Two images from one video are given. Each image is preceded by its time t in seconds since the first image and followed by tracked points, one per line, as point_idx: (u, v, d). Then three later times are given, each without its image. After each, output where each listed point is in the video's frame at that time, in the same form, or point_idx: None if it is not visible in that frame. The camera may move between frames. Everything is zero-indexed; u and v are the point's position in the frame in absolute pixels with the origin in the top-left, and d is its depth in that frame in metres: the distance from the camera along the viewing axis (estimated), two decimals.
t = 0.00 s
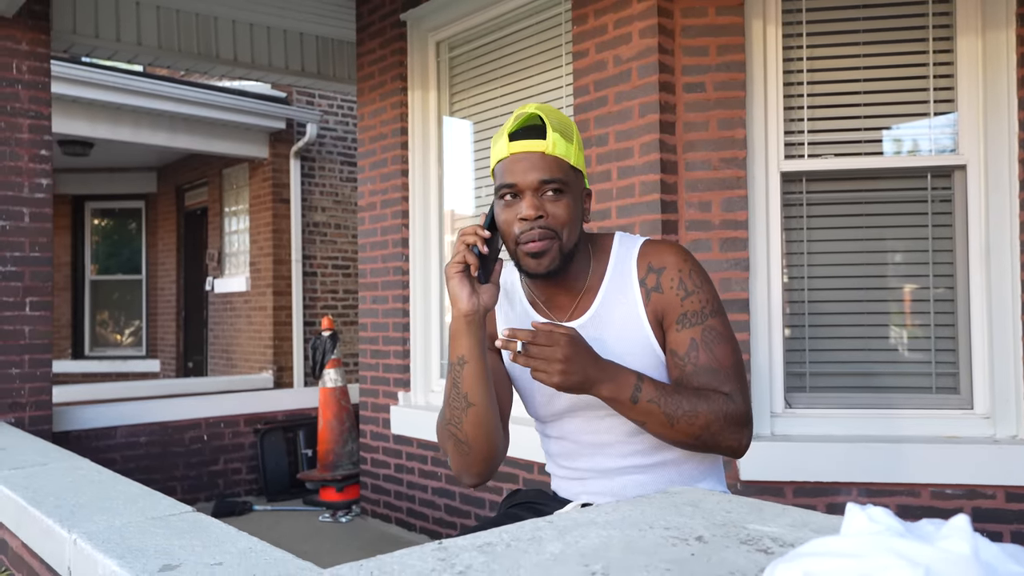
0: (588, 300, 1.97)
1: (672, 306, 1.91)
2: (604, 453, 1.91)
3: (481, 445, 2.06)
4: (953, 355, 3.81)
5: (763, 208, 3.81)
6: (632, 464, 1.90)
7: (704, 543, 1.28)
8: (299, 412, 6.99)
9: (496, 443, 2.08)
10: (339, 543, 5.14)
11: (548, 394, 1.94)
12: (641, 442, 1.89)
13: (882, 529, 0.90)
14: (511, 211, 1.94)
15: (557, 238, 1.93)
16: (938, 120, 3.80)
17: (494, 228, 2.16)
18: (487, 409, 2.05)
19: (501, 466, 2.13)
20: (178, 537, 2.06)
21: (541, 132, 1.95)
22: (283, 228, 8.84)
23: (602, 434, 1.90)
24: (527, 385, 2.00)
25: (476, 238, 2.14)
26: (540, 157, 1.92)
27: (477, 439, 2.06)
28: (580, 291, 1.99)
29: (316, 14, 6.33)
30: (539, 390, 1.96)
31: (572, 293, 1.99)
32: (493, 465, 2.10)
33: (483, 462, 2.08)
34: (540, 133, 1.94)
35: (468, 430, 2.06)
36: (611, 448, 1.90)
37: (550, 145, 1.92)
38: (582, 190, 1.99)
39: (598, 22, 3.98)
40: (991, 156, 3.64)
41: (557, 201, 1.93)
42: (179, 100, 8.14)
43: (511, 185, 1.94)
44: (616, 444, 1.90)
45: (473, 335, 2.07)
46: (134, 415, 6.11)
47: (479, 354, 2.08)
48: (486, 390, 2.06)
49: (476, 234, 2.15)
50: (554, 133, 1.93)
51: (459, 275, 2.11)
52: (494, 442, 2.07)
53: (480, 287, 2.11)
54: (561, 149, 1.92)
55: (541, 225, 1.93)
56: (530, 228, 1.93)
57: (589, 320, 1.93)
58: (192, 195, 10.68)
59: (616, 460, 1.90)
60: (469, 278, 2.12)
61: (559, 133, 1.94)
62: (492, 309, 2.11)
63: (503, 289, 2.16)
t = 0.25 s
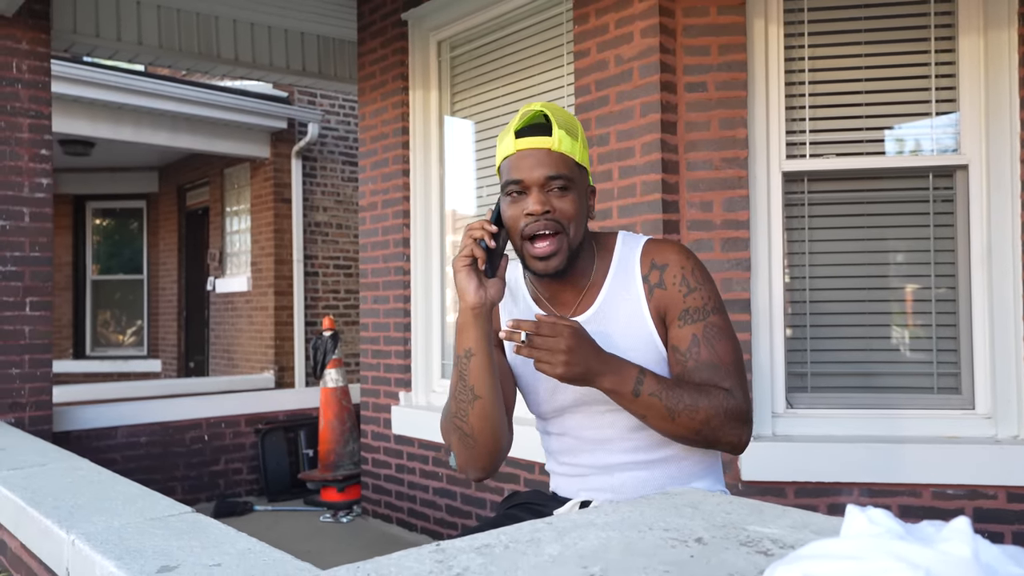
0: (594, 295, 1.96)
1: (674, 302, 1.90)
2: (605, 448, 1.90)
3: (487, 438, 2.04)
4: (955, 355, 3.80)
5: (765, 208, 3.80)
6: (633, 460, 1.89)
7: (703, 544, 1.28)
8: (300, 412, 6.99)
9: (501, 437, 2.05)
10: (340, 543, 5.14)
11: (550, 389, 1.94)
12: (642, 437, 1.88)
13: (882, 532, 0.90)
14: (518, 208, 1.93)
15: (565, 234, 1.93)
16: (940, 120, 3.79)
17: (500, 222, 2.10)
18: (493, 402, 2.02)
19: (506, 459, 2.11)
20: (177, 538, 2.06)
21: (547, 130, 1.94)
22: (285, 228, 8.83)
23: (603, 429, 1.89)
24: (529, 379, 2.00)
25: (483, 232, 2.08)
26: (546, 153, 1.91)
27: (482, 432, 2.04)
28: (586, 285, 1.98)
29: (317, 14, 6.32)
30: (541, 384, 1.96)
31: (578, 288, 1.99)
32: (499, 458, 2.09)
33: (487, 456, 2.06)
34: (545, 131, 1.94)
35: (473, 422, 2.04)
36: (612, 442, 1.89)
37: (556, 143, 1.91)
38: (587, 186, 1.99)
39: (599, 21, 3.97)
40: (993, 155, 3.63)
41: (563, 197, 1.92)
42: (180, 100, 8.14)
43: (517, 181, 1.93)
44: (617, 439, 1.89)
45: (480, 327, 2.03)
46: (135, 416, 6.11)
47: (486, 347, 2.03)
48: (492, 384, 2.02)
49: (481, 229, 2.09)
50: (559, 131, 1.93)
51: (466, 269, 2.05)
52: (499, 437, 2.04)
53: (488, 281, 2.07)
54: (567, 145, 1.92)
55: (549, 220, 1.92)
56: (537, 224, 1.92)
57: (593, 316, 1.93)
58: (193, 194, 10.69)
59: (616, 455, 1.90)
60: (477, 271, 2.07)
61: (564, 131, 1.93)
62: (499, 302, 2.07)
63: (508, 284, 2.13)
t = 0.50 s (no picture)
0: (592, 295, 1.96)
1: (673, 301, 1.89)
2: (604, 444, 1.89)
3: (479, 426, 2.07)
4: (956, 355, 3.79)
5: (765, 208, 3.79)
6: (632, 456, 1.88)
7: (701, 546, 1.28)
8: (300, 411, 6.98)
9: (496, 424, 2.08)
10: (339, 543, 5.13)
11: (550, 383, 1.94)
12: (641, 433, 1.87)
13: (882, 534, 0.89)
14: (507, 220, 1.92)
15: (550, 252, 1.90)
16: (941, 119, 3.78)
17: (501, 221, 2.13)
18: (483, 390, 2.06)
19: (505, 448, 2.13)
20: (174, 539, 2.05)
21: (544, 145, 1.87)
22: (284, 228, 8.82)
23: (602, 424, 1.88)
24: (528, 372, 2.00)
25: (479, 230, 2.11)
26: (538, 172, 1.86)
27: (475, 420, 2.06)
28: (582, 288, 1.99)
29: (316, 13, 6.31)
30: (541, 378, 1.96)
31: (575, 290, 1.99)
32: (495, 447, 2.10)
33: (483, 443, 2.08)
34: (543, 147, 1.87)
35: (467, 410, 2.07)
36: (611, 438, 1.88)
37: (549, 164, 1.85)
38: (587, 200, 1.92)
39: (599, 20, 3.96)
40: (993, 154, 3.62)
41: (551, 217, 1.88)
42: (179, 99, 8.13)
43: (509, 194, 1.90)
44: (616, 435, 1.88)
45: (468, 318, 2.08)
46: (134, 416, 6.10)
47: (476, 335, 2.08)
48: (483, 371, 2.06)
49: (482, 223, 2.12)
50: (555, 149, 1.85)
51: (460, 263, 2.12)
52: (492, 423, 2.07)
53: (480, 274, 2.12)
54: (560, 167, 1.85)
55: (535, 238, 1.90)
56: (522, 239, 1.91)
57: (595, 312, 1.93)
58: (193, 194, 10.68)
59: (614, 451, 1.89)
60: (470, 265, 2.12)
61: (561, 147, 1.86)
62: (491, 294, 2.12)
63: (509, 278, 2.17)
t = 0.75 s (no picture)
0: (594, 293, 1.96)
1: (675, 294, 1.88)
2: (604, 441, 1.88)
3: (478, 412, 2.09)
4: (955, 355, 3.79)
5: (764, 207, 3.78)
6: (632, 455, 1.87)
7: (699, 548, 1.28)
8: (300, 411, 6.97)
9: (497, 412, 2.10)
10: (339, 543, 5.13)
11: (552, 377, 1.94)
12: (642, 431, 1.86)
13: (882, 536, 0.89)
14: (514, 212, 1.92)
15: (553, 247, 1.90)
16: (941, 119, 3.77)
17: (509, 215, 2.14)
18: (484, 377, 2.08)
19: (505, 437, 2.15)
20: (172, 539, 2.05)
21: (554, 137, 1.87)
22: (284, 227, 8.82)
23: (603, 421, 1.88)
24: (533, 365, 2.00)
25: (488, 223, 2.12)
26: (546, 165, 1.86)
27: (476, 407, 2.09)
28: (587, 285, 1.98)
29: (316, 13, 6.31)
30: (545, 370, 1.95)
31: (580, 286, 1.99)
32: (494, 435, 2.12)
33: (484, 431, 2.10)
34: (552, 140, 1.87)
35: (469, 398, 2.10)
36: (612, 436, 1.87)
37: (557, 156, 1.85)
38: (595, 195, 1.91)
39: (599, 19, 3.95)
40: (993, 154, 3.62)
41: (557, 210, 1.87)
42: (179, 98, 8.13)
43: (518, 186, 1.90)
44: (616, 431, 1.87)
45: (472, 307, 2.09)
46: (133, 415, 6.10)
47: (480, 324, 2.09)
48: (486, 359, 2.09)
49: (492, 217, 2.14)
50: (564, 142, 1.85)
51: (466, 253, 2.12)
52: (494, 412, 2.09)
53: (487, 266, 2.13)
54: (568, 160, 1.85)
55: (539, 231, 1.89)
56: (527, 233, 1.90)
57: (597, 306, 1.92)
58: (193, 193, 10.68)
59: (615, 448, 1.88)
60: (476, 256, 2.13)
61: (570, 141, 1.86)
62: (495, 286, 2.13)
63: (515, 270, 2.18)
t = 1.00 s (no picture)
0: (605, 290, 1.94)
1: (672, 288, 1.87)
2: (606, 439, 1.88)
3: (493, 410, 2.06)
4: (956, 356, 3.78)
5: (764, 208, 3.77)
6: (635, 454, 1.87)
7: (698, 551, 1.28)
8: (300, 411, 6.97)
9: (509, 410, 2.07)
10: (338, 543, 5.12)
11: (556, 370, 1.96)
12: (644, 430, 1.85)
13: (881, 541, 0.88)
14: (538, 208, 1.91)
15: (576, 243, 1.88)
16: (942, 119, 3.76)
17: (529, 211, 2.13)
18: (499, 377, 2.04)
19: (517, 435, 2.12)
20: (170, 541, 2.04)
21: (581, 134, 1.86)
22: (284, 227, 8.81)
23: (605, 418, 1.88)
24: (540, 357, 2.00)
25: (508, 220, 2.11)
26: (572, 161, 1.85)
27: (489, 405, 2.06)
28: (601, 283, 1.95)
29: (316, 13, 6.30)
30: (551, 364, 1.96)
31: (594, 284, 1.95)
32: (506, 434, 2.09)
33: (496, 430, 2.07)
34: (579, 136, 1.86)
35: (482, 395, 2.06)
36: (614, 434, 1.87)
37: (584, 153, 1.84)
38: (619, 193, 1.91)
39: (598, 19, 3.94)
40: (994, 154, 3.61)
41: (581, 207, 1.87)
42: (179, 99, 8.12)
43: (542, 182, 1.90)
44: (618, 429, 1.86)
45: (490, 306, 2.05)
46: (133, 416, 6.09)
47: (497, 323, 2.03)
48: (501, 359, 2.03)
49: (511, 214, 2.13)
50: (591, 139, 1.85)
51: (484, 249, 2.08)
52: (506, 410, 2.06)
53: (504, 263, 2.09)
54: (595, 156, 1.84)
55: (563, 227, 1.89)
56: (550, 229, 1.89)
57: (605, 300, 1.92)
58: (193, 193, 10.67)
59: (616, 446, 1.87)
60: (495, 253, 2.09)
61: (597, 138, 1.85)
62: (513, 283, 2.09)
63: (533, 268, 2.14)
